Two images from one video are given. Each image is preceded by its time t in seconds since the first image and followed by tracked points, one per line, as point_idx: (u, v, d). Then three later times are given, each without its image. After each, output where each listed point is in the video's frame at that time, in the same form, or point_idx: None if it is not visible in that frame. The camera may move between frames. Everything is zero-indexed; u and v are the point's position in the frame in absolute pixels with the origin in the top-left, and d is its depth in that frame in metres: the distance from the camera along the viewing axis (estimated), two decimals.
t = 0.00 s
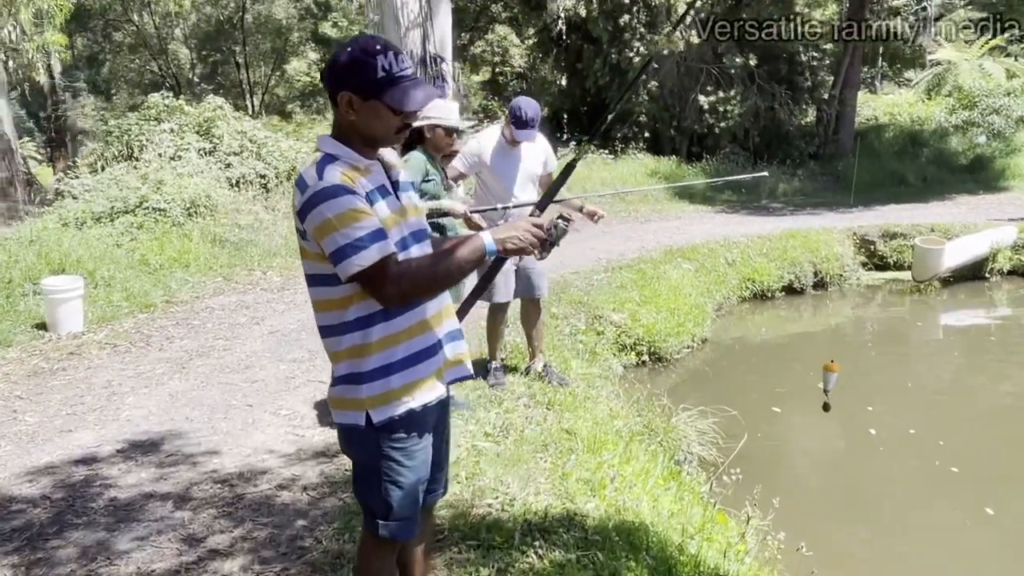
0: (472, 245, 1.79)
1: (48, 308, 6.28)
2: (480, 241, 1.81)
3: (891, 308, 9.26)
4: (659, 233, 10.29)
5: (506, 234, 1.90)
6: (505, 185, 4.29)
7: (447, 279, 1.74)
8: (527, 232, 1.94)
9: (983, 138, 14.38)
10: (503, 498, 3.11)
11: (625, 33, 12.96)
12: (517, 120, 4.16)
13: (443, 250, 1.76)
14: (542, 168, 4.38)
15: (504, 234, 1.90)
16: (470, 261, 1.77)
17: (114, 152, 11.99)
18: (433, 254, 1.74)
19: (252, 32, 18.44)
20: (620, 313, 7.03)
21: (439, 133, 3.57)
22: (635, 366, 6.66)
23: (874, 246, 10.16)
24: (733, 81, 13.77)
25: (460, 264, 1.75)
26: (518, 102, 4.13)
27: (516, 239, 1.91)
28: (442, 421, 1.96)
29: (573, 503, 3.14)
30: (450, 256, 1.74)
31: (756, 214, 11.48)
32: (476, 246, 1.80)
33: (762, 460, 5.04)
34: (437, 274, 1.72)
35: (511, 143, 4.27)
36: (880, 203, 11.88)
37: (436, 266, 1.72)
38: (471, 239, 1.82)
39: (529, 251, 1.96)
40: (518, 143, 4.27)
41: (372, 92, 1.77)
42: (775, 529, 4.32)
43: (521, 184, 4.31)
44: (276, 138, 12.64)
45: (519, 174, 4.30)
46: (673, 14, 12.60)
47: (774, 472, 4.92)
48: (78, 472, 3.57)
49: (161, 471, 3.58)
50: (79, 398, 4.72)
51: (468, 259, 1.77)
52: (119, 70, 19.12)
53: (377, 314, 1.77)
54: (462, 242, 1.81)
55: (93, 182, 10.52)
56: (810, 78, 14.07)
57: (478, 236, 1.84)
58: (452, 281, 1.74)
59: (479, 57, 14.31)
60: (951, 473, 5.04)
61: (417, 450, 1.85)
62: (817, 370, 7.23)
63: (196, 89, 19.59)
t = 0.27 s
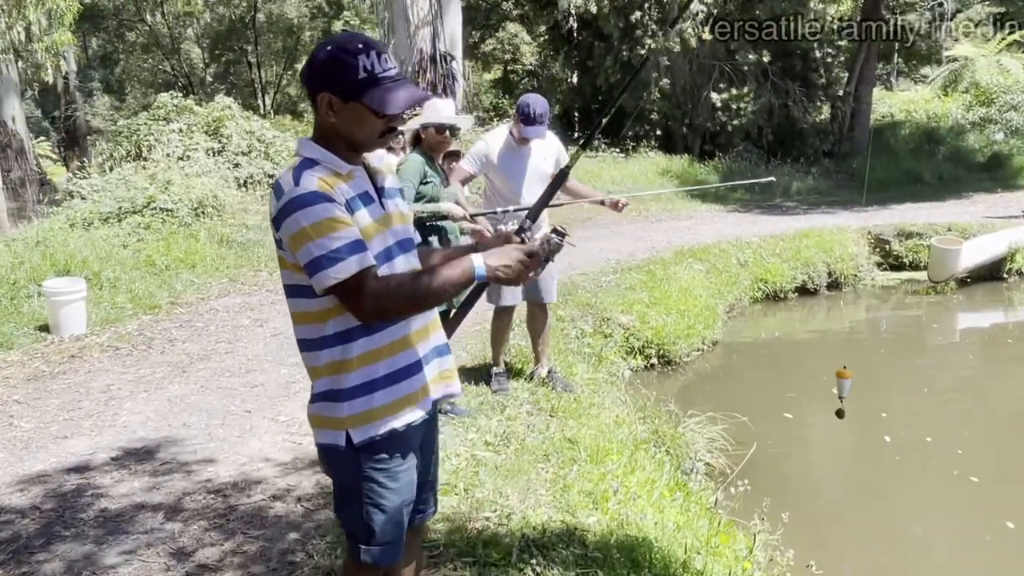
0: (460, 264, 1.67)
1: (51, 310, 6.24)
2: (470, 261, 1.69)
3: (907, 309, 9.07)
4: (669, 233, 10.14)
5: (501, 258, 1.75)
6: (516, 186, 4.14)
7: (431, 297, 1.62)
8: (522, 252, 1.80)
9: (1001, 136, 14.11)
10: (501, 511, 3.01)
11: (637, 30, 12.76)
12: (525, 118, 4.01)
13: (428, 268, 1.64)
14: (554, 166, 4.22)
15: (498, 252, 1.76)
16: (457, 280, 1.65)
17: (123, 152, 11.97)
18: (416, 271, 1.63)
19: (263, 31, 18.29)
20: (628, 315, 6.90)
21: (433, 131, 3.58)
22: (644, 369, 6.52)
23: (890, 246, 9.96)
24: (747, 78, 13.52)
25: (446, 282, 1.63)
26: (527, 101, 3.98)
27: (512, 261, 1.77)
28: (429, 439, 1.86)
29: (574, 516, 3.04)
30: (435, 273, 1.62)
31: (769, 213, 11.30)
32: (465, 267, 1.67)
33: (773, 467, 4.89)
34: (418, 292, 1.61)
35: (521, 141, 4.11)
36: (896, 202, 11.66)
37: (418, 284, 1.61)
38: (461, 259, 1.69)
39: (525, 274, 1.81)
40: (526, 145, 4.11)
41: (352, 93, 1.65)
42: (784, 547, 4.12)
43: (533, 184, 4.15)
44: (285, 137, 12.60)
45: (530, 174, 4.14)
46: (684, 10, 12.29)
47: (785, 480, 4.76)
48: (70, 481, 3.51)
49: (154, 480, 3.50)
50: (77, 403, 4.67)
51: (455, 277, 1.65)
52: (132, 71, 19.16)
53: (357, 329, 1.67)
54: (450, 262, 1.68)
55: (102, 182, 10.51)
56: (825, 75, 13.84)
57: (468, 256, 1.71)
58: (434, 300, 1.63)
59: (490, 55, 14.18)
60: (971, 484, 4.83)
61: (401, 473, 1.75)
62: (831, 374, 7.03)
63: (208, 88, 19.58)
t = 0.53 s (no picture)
0: (461, 290, 1.60)
1: (55, 316, 6.17)
2: (473, 288, 1.62)
3: (921, 308, 8.91)
4: (679, 233, 10.01)
5: (504, 286, 1.67)
6: (530, 185, 4.02)
7: (430, 322, 1.55)
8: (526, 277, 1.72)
9: (1014, 132, 13.90)
10: (511, 526, 2.92)
11: (645, 28, 12.56)
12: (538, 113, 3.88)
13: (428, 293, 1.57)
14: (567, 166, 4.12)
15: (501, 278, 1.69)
16: (457, 307, 1.58)
17: (130, 155, 11.94)
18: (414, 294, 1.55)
19: (271, 33, 18.40)
20: (639, 317, 6.77)
21: (436, 132, 3.49)
22: (654, 373, 6.40)
23: (904, 245, 9.80)
24: (757, 75, 13.24)
25: (445, 307, 1.56)
26: (538, 93, 3.86)
27: (516, 288, 1.69)
28: (433, 462, 1.75)
29: (585, 530, 2.95)
30: (433, 298, 1.56)
31: (780, 211, 11.15)
32: (467, 293, 1.60)
33: (789, 474, 4.74)
34: (416, 313, 1.54)
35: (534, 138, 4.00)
36: (909, 199, 11.48)
37: (417, 310, 1.54)
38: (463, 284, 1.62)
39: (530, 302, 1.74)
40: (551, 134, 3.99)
41: (350, 97, 1.53)
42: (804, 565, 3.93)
43: (547, 182, 4.03)
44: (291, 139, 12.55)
45: (543, 172, 4.02)
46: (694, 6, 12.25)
47: (802, 487, 4.61)
48: (70, 493, 3.44)
49: (154, 493, 3.43)
50: (79, 412, 4.60)
51: (456, 303, 1.58)
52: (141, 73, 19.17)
53: (354, 348, 1.57)
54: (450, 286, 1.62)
55: (108, 185, 10.47)
56: (836, 71, 13.60)
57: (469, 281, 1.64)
58: (431, 322, 1.55)
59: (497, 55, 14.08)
60: (996, 494, 4.63)
61: (404, 498, 1.65)
62: (847, 377, 6.85)
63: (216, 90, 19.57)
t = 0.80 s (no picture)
0: (466, 305, 1.51)
1: (55, 323, 6.09)
2: (478, 302, 1.53)
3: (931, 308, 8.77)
4: (686, 232, 9.88)
5: (512, 300, 1.58)
6: (544, 186, 3.92)
7: (434, 340, 1.47)
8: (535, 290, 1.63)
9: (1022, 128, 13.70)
10: (519, 543, 2.84)
11: (648, 27, 12.62)
12: (554, 113, 3.80)
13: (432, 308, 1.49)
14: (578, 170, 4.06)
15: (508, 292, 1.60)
16: (462, 323, 1.50)
17: (132, 158, 11.86)
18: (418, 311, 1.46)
19: (273, 34, 18.26)
20: (646, 320, 6.62)
21: (444, 135, 3.39)
22: (663, 376, 6.25)
23: (912, 244, 9.61)
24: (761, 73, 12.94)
25: (450, 323, 1.48)
26: (552, 93, 3.78)
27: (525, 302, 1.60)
28: (440, 485, 1.66)
29: (597, 547, 2.87)
30: (437, 314, 1.47)
31: (787, 210, 11.01)
32: (472, 308, 1.52)
33: (803, 481, 4.62)
34: (421, 331, 1.45)
35: (548, 138, 3.91)
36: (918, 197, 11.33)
37: (420, 327, 1.45)
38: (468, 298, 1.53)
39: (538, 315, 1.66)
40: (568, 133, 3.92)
41: (351, 100, 1.43)
42: None
43: (559, 184, 3.96)
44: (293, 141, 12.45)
45: (556, 174, 3.94)
46: (697, 5, 12.49)
47: (817, 496, 4.48)
48: (67, 508, 3.36)
49: (153, 507, 3.34)
50: (78, 421, 4.52)
51: (462, 319, 1.49)
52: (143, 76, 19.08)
53: (357, 368, 1.47)
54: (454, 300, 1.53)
55: (110, 189, 10.40)
56: (840, 68, 13.39)
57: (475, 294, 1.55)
58: (436, 342, 1.46)
59: (500, 54, 13.94)
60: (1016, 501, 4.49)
61: (410, 526, 1.55)
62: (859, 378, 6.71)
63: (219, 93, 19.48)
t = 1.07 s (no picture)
0: (469, 311, 1.40)
1: (54, 329, 6.00)
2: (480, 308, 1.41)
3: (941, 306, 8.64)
4: (691, 230, 9.75)
5: (513, 296, 1.48)
6: (558, 189, 3.84)
7: (435, 350, 1.36)
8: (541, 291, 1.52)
9: None
10: (529, 557, 2.75)
11: (650, 24, 12.38)
12: (573, 115, 3.68)
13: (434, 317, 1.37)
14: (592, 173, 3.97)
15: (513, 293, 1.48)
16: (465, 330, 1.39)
17: (132, 161, 11.78)
18: (418, 320, 1.35)
19: (274, 35, 18.15)
20: (653, 321, 6.47)
21: (452, 137, 3.29)
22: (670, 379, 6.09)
23: (920, 241, 9.22)
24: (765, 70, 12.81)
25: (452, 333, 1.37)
26: (569, 92, 3.66)
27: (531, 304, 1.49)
28: (447, 506, 1.56)
29: (608, 561, 2.77)
30: (439, 324, 1.36)
31: (794, 206, 10.87)
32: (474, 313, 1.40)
33: (816, 485, 4.50)
34: (422, 343, 1.34)
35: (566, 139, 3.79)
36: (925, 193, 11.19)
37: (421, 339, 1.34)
38: (469, 303, 1.42)
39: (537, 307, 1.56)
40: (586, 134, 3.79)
41: (347, 97, 1.32)
42: None
43: (574, 187, 3.87)
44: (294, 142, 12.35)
45: (570, 176, 3.85)
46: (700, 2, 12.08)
47: (830, 502, 4.36)
48: (63, 521, 3.28)
49: (150, 520, 3.26)
50: (75, 430, 4.43)
51: (463, 328, 1.39)
52: (145, 79, 19.01)
53: (355, 385, 1.38)
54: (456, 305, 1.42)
55: (111, 192, 10.32)
56: (845, 64, 13.40)
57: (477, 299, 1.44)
58: (437, 353, 1.36)
59: (501, 53, 13.81)
60: None
61: (414, 551, 1.46)
62: (870, 377, 6.58)
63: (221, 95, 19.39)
